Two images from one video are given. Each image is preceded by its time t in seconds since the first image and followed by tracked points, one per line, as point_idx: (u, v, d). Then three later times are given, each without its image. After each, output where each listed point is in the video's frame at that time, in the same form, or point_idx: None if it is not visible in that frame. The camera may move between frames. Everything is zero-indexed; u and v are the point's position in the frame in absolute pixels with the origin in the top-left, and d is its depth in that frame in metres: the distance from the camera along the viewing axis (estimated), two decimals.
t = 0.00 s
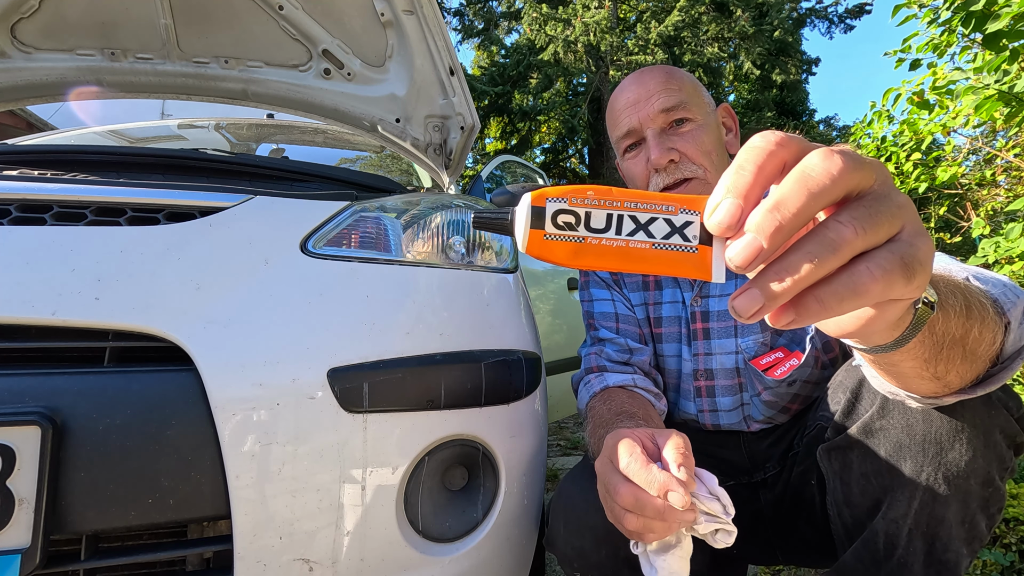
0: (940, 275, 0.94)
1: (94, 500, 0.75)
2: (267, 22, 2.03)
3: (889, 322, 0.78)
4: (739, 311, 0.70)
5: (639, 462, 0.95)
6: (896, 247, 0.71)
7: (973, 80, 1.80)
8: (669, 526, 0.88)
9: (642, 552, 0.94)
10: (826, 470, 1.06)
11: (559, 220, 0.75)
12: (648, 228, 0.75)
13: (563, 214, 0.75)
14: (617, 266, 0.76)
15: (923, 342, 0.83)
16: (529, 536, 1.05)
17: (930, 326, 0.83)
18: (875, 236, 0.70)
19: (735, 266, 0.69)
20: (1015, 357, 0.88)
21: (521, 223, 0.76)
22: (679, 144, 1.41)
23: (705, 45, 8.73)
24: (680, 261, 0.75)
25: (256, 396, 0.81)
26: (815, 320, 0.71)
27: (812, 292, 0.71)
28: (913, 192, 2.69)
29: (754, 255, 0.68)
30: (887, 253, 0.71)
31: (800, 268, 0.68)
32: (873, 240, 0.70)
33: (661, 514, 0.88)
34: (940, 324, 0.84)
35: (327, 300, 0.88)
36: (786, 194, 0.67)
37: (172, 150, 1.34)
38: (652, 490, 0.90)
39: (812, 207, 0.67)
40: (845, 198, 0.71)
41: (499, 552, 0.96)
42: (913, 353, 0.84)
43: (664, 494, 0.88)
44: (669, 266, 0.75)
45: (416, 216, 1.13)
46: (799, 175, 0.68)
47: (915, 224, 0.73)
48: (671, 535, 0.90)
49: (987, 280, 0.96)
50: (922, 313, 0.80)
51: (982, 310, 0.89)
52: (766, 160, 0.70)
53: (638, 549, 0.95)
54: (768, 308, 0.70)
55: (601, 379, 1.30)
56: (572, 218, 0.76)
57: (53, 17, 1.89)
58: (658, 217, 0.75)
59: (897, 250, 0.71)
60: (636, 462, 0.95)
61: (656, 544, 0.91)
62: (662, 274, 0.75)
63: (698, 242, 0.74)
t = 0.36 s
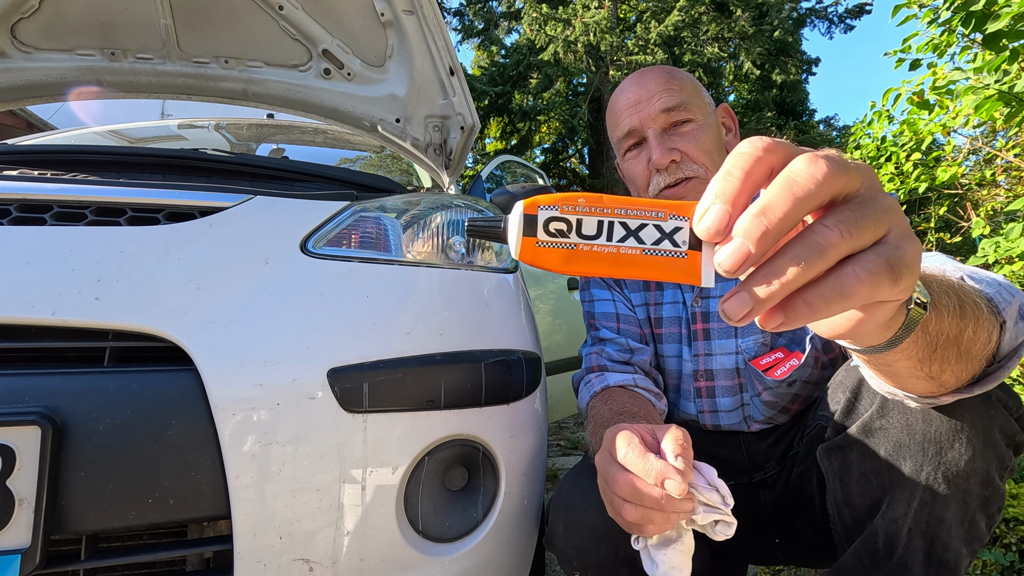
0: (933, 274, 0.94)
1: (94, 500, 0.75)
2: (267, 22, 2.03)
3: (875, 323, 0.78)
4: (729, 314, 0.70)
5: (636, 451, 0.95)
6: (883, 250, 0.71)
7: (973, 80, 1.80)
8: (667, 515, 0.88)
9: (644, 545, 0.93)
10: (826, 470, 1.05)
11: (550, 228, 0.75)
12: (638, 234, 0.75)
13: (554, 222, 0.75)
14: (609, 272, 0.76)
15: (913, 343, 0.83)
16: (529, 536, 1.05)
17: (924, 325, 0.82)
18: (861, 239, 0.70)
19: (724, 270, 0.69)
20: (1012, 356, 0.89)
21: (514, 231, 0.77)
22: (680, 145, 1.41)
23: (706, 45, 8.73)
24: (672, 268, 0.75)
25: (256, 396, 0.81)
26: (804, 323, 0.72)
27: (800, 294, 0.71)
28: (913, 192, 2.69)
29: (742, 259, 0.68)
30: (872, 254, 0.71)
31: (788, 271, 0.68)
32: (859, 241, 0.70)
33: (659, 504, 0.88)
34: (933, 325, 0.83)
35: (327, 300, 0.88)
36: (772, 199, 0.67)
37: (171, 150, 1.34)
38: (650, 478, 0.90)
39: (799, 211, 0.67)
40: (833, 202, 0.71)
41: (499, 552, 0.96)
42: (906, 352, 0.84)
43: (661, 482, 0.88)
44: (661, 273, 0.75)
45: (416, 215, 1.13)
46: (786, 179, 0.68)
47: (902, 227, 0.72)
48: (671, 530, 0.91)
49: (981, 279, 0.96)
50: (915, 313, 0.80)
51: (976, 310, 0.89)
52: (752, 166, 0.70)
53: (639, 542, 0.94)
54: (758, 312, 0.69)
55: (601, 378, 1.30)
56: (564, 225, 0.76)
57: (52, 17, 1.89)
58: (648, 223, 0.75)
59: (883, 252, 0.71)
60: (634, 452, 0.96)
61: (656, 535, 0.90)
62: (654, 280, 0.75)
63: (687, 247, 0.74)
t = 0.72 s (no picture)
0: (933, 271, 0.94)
1: (94, 500, 0.75)
2: (267, 22, 2.03)
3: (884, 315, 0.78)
4: (733, 304, 0.70)
5: (639, 454, 0.95)
6: (890, 242, 0.71)
7: (973, 80, 1.80)
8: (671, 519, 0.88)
9: (642, 546, 0.94)
10: (826, 470, 1.05)
11: (557, 213, 0.75)
12: (645, 222, 0.75)
13: (562, 207, 0.75)
14: (614, 259, 0.76)
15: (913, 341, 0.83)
16: (529, 536, 1.05)
17: (927, 322, 0.82)
18: (867, 230, 0.70)
19: (730, 260, 0.70)
20: (1013, 355, 0.88)
21: (521, 214, 0.76)
22: (687, 144, 1.41)
23: (705, 45, 8.73)
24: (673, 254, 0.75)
25: (256, 395, 0.81)
26: (808, 314, 0.72)
27: (805, 285, 0.71)
28: (913, 192, 2.69)
29: (749, 249, 0.68)
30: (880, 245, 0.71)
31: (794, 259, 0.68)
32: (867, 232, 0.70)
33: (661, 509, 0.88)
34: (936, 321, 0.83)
35: (327, 301, 0.88)
36: (779, 189, 0.67)
37: (171, 150, 1.34)
38: (653, 482, 0.90)
39: (805, 201, 0.67)
40: (838, 196, 0.71)
41: (499, 551, 0.96)
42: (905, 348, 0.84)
43: (664, 485, 0.88)
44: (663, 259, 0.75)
45: (416, 216, 1.13)
46: (793, 170, 0.68)
47: (910, 219, 0.73)
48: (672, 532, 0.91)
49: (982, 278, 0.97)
50: (918, 308, 0.80)
51: (976, 308, 0.89)
52: (760, 155, 0.70)
53: (639, 543, 0.94)
54: (762, 301, 0.70)
55: (601, 378, 1.30)
56: (571, 211, 0.75)
57: (53, 17, 1.89)
58: (655, 212, 0.75)
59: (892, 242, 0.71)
60: (637, 454, 0.95)
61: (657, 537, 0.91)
62: (658, 268, 0.75)
63: (694, 237, 0.74)
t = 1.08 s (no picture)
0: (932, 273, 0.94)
1: (94, 500, 0.75)
2: (267, 22, 2.03)
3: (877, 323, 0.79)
4: (729, 313, 0.70)
5: (643, 457, 0.95)
6: (885, 250, 0.71)
7: (973, 80, 1.80)
8: (676, 521, 0.88)
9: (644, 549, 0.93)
10: (828, 470, 1.06)
11: (554, 225, 0.75)
12: (641, 233, 0.76)
13: (558, 219, 0.75)
14: (611, 270, 0.76)
15: (910, 347, 0.83)
16: (529, 536, 1.05)
17: (926, 326, 0.82)
18: (863, 240, 0.70)
19: (727, 270, 0.69)
20: (1014, 357, 0.88)
21: (518, 227, 0.76)
22: (688, 144, 1.40)
23: (705, 45, 8.73)
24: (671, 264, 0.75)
25: (256, 395, 0.81)
26: (806, 323, 0.71)
27: (802, 295, 0.71)
28: (913, 192, 2.69)
29: (745, 259, 0.68)
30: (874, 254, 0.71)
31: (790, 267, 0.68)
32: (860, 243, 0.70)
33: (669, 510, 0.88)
34: (935, 327, 0.83)
35: (327, 301, 0.88)
36: (775, 199, 0.67)
37: (171, 150, 1.34)
38: (658, 484, 0.90)
39: (801, 210, 0.67)
40: (833, 205, 0.71)
41: (499, 551, 0.96)
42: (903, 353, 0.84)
43: (669, 488, 0.88)
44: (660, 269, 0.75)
45: (416, 216, 1.13)
46: (788, 179, 0.68)
47: (905, 228, 0.73)
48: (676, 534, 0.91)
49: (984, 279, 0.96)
50: (918, 312, 0.80)
51: (976, 310, 0.89)
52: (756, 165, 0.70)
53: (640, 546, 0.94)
54: (758, 311, 0.70)
55: (601, 379, 1.30)
56: (567, 222, 0.75)
57: (53, 18, 1.89)
58: (651, 222, 0.76)
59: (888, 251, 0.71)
60: (641, 457, 0.95)
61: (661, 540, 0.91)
62: (655, 278, 0.75)
63: (690, 247, 0.75)
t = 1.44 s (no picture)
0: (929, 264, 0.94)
1: (94, 500, 0.75)
2: (267, 22, 2.03)
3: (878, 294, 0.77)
4: (728, 295, 0.71)
5: (627, 448, 0.95)
6: (867, 220, 0.71)
7: (973, 80, 1.80)
8: (670, 510, 0.88)
9: (648, 544, 0.95)
10: (830, 469, 1.06)
11: (552, 223, 0.76)
12: (637, 225, 0.76)
13: (556, 216, 0.76)
14: (610, 263, 0.76)
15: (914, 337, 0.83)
16: (529, 535, 1.05)
17: (930, 314, 0.83)
18: (842, 211, 0.70)
19: (719, 253, 0.69)
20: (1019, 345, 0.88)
21: (518, 226, 0.76)
22: (682, 143, 1.41)
23: (705, 45, 8.73)
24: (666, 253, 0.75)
25: (256, 396, 0.81)
26: (801, 297, 0.71)
27: (792, 268, 0.71)
28: (913, 192, 2.69)
29: (735, 240, 0.68)
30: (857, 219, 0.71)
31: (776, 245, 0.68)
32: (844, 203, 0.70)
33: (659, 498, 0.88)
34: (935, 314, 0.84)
35: (327, 301, 0.88)
36: (754, 180, 0.68)
37: (171, 150, 1.34)
38: (643, 473, 0.90)
39: (782, 188, 0.68)
40: (813, 180, 0.72)
41: (499, 551, 0.96)
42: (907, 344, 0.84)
43: (655, 475, 0.88)
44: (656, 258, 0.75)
45: (416, 215, 1.12)
46: (767, 161, 0.68)
47: (885, 200, 0.73)
48: (676, 524, 0.91)
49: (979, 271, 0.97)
50: (920, 298, 0.81)
51: (975, 297, 0.90)
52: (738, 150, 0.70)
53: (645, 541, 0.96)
54: (752, 290, 0.70)
55: (600, 379, 1.30)
56: (565, 220, 0.76)
57: (53, 18, 1.89)
58: (645, 215, 0.76)
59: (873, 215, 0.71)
60: (625, 448, 0.96)
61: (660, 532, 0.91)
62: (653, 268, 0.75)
63: (684, 235, 0.74)
